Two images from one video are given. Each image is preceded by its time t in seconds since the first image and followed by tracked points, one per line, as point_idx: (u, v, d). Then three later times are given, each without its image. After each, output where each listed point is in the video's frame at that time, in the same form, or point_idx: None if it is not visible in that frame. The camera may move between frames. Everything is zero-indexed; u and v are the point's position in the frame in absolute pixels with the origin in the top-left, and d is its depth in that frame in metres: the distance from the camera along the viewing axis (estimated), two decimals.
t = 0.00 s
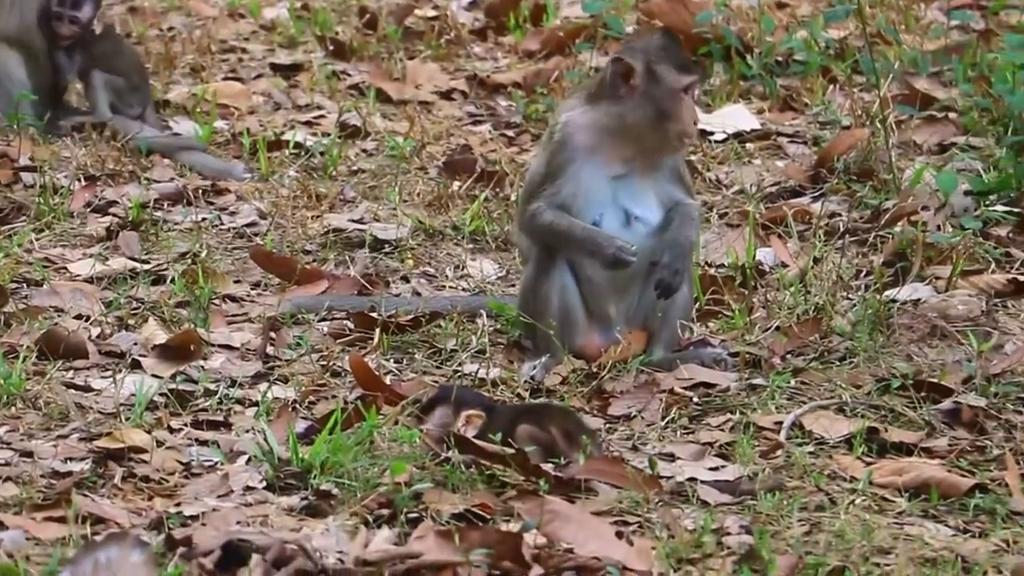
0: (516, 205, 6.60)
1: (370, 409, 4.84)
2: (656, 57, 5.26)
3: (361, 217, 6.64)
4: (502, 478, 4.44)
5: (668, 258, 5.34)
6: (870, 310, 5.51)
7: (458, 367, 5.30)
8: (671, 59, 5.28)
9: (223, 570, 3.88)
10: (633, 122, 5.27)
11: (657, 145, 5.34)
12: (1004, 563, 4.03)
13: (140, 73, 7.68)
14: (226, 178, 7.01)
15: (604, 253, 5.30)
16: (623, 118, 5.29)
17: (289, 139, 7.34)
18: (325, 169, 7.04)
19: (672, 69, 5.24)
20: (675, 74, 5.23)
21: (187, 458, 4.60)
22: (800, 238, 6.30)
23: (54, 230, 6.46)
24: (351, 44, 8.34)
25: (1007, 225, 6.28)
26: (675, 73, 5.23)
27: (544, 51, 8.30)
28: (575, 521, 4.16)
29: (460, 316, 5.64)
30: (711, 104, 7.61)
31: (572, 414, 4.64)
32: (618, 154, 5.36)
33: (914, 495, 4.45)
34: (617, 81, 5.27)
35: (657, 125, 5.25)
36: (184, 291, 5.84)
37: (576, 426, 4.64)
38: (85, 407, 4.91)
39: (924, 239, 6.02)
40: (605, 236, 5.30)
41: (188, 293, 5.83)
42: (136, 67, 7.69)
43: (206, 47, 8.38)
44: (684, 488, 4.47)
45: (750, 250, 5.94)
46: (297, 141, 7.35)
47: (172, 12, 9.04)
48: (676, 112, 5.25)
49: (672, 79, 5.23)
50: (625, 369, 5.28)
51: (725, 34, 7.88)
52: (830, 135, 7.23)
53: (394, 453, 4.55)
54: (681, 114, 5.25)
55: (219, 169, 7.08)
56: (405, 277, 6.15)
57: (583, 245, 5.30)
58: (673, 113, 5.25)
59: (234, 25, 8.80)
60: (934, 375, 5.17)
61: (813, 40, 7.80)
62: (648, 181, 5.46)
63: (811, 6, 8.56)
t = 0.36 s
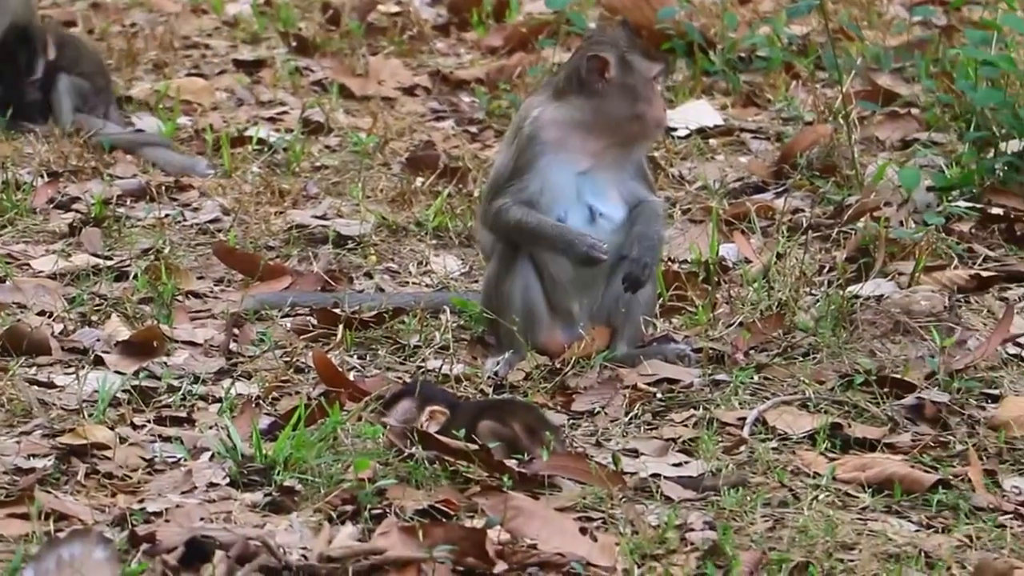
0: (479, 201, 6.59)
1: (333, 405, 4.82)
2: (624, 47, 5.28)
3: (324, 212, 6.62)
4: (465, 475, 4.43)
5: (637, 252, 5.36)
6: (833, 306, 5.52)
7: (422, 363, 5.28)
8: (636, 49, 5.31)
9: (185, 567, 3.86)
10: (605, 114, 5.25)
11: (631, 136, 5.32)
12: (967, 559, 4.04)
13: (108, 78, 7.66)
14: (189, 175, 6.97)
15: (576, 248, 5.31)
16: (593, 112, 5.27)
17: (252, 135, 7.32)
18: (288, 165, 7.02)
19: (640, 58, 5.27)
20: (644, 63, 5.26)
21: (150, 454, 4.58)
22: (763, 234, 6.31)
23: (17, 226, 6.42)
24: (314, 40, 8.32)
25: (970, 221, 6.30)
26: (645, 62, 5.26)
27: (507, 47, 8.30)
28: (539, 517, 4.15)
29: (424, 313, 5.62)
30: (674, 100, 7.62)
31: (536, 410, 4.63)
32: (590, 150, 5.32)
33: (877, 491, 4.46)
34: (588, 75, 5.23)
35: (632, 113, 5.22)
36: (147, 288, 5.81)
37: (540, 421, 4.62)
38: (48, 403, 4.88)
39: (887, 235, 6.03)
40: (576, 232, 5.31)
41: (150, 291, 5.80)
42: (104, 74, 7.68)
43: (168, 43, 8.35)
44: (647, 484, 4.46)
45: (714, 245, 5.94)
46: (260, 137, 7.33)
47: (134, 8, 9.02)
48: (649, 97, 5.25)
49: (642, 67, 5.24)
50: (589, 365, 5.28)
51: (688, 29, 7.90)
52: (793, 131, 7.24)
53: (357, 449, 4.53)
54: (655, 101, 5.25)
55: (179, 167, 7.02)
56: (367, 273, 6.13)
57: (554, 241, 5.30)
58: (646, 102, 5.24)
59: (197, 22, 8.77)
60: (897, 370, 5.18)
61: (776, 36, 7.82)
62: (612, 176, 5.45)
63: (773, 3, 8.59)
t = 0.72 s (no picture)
0: (461, 198, 6.59)
1: (315, 402, 4.81)
2: (581, 41, 5.26)
3: (306, 210, 6.61)
4: (448, 472, 4.42)
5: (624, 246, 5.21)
6: (816, 303, 5.52)
7: (404, 361, 5.27)
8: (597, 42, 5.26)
9: (168, 565, 3.84)
10: (562, 109, 5.26)
11: (592, 130, 5.30)
12: (950, 556, 4.04)
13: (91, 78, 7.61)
14: (171, 172, 6.95)
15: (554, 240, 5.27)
16: (557, 106, 5.30)
17: (234, 132, 7.30)
18: (270, 162, 7.00)
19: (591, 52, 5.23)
20: (599, 57, 5.22)
21: (133, 452, 4.57)
22: (745, 231, 6.31)
23: None
24: (296, 37, 8.31)
25: (952, 218, 6.31)
26: (599, 55, 5.21)
27: (489, 44, 8.30)
28: (522, 514, 4.15)
29: (407, 310, 5.61)
30: (656, 97, 7.62)
31: (518, 407, 4.62)
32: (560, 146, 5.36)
33: (860, 488, 4.46)
34: (546, 70, 5.32)
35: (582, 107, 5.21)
36: (129, 285, 5.79)
37: (522, 418, 4.61)
38: (30, 401, 4.86)
39: (869, 232, 6.04)
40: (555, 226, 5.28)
41: (135, 288, 5.77)
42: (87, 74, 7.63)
43: (150, 40, 8.34)
44: (630, 481, 4.46)
45: (696, 242, 5.94)
46: (243, 134, 7.32)
47: (116, 6, 9.00)
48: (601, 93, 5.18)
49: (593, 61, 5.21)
50: (572, 363, 5.27)
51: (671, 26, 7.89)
52: (775, 128, 7.25)
53: (340, 446, 4.53)
54: (607, 95, 5.18)
55: (163, 163, 7.00)
56: (350, 270, 6.12)
57: (534, 234, 5.28)
58: (598, 96, 5.19)
59: (179, 19, 8.76)
60: (880, 367, 5.19)
61: (758, 33, 7.84)
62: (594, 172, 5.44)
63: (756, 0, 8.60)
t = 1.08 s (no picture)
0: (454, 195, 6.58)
1: (308, 399, 4.80)
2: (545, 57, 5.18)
3: (299, 207, 6.60)
4: (441, 469, 4.41)
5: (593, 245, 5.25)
6: (808, 300, 5.52)
7: (397, 358, 5.26)
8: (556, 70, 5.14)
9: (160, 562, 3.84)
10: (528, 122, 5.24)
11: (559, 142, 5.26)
12: (943, 553, 4.03)
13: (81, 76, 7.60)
14: (163, 169, 6.94)
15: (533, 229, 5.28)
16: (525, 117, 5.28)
17: (226, 129, 7.30)
18: (263, 159, 7.00)
19: (545, 81, 5.15)
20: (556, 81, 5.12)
21: (126, 449, 4.56)
22: (738, 228, 6.31)
23: None
24: (288, 35, 8.30)
25: (945, 215, 6.31)
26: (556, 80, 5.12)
27: (481, 41, 8.29)
28: (515, 512, 4.14)
29: (399, 307, 5.60)
30: (649, 94, 7.62)
31: (511, 404, 4.61)
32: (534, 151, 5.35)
33: (853, 485, 4.46)
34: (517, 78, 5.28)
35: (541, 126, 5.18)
36: (122, 282, 5.78)
37: (515, 415, 4.60)
38: (23, 398, 4.85)
39: (862, 228, 6.04)
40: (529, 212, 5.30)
41: (126, 285, 5.76)
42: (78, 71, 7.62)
43: (143, 37, 8.33)
44: (623, 478, 4.45)
45: (689, 239, 5.93)
46: (235, 131, 7.31)
47: (109, 3, 8.99)
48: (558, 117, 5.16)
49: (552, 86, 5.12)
50: (564, 359, 5.26)
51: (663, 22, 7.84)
52: (768, 125, 7.24)
53: (333, 444, 4.52)
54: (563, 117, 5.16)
55: (155, 160, 6.99)
56: (343, 267, 6.12)
57: (513, 228, 5.31)
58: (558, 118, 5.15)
59: (171, 16, 8.75)
60: (873, 364, 5.19)
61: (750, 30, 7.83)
62: (580, 169, 5.48)
63: None
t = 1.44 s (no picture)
0: (450, 193, 6.58)
1: (304, 398, 4.80)
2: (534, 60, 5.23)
3: (295, 205, 6.60)
4: (437, 468, 4.41)
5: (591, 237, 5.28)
6: (804, 298, 5.52)
7: (393, 356, 5.25)
8: (545, 71, 5.20)
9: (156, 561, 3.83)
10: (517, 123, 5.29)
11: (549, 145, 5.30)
12: (939, 551, 4.03)
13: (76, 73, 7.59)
14: (160, 167, 6.94)
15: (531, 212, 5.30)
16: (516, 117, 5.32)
17: (222, 127, 7.29)
18: (259, 157, 6.99)
19: (535, 82, 5.20)
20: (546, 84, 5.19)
21: (122, 447, 4.56)
22: (734, 226, 6.31)
23: None
24: (284, 33, 8.30)
25: (941, 213, 6.31)
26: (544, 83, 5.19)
27: (477, 39, 8.29)
28: (511, 509, 4.14)
29: (395, 305, 5.59)
30: (645, 92, 7.63)
31: (507, 402, 4.61)
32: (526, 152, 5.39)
33: (849, 483, 4.46)
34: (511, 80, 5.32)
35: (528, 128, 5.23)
36: (118, 280, 5.78)
37: (512, 414, 4.60)
38: (19, 397, 4.85)
39: (858, 226, 6.04)
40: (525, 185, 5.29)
41: (123, 283, 5.76)
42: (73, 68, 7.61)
43: (138, 35, 8.32)
44: (619, 477, 4.45)
45: (684, 237, 5.93)
46: (231, 129, 7.31)
47: (104, 1, 8.99)
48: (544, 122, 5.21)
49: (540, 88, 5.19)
50: (560, 357, 5.25)
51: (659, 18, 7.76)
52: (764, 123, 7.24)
53: (329, 442, 4.52)
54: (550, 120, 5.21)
55: (152, 157, 6.99)
56: (338, 265, 6.11)
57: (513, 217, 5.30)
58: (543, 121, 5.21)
59: (167, 13, 8.75)
60: (869, 362, 5.19)
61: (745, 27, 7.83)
62: (576, 167, 5.52)
63: None
